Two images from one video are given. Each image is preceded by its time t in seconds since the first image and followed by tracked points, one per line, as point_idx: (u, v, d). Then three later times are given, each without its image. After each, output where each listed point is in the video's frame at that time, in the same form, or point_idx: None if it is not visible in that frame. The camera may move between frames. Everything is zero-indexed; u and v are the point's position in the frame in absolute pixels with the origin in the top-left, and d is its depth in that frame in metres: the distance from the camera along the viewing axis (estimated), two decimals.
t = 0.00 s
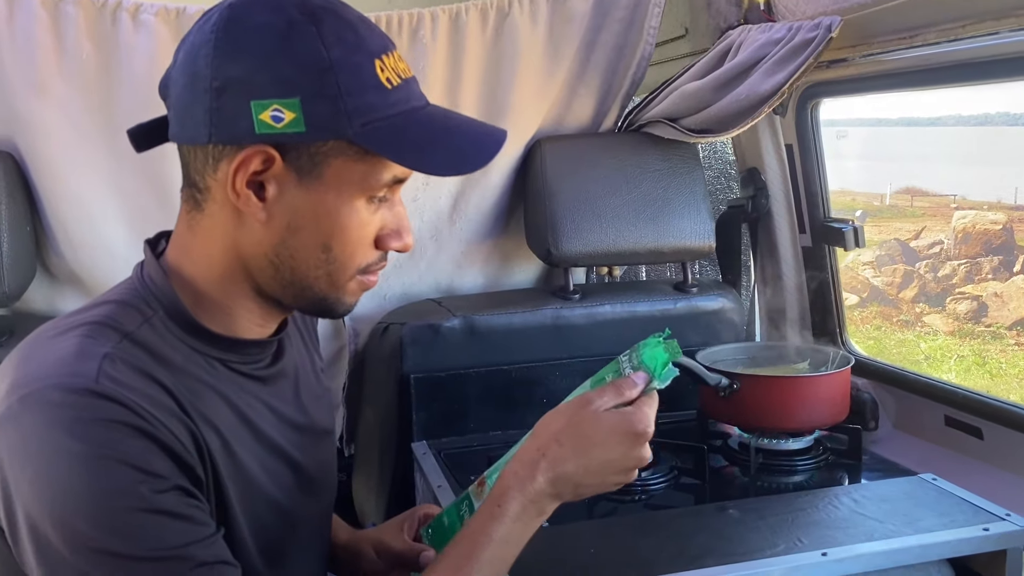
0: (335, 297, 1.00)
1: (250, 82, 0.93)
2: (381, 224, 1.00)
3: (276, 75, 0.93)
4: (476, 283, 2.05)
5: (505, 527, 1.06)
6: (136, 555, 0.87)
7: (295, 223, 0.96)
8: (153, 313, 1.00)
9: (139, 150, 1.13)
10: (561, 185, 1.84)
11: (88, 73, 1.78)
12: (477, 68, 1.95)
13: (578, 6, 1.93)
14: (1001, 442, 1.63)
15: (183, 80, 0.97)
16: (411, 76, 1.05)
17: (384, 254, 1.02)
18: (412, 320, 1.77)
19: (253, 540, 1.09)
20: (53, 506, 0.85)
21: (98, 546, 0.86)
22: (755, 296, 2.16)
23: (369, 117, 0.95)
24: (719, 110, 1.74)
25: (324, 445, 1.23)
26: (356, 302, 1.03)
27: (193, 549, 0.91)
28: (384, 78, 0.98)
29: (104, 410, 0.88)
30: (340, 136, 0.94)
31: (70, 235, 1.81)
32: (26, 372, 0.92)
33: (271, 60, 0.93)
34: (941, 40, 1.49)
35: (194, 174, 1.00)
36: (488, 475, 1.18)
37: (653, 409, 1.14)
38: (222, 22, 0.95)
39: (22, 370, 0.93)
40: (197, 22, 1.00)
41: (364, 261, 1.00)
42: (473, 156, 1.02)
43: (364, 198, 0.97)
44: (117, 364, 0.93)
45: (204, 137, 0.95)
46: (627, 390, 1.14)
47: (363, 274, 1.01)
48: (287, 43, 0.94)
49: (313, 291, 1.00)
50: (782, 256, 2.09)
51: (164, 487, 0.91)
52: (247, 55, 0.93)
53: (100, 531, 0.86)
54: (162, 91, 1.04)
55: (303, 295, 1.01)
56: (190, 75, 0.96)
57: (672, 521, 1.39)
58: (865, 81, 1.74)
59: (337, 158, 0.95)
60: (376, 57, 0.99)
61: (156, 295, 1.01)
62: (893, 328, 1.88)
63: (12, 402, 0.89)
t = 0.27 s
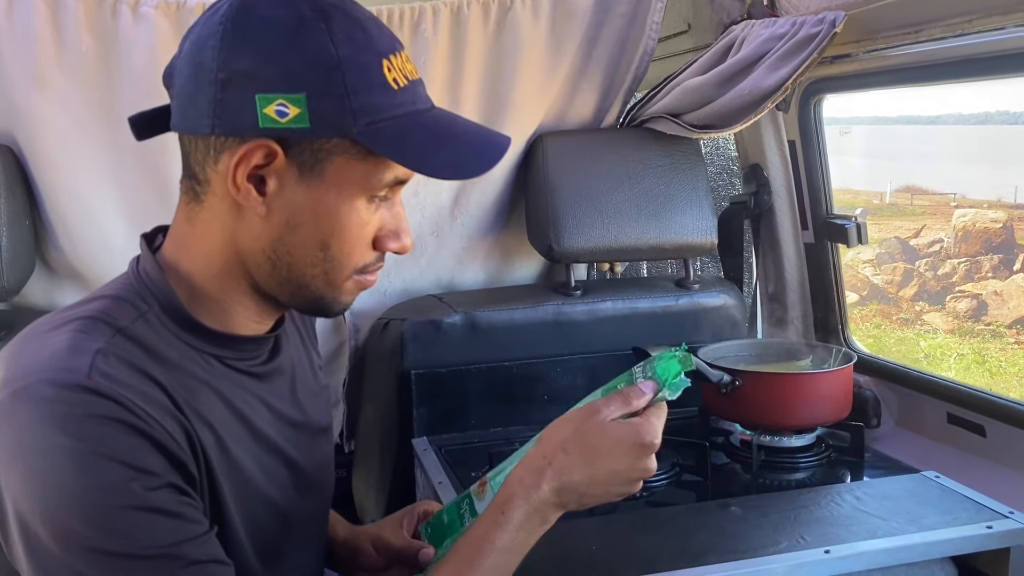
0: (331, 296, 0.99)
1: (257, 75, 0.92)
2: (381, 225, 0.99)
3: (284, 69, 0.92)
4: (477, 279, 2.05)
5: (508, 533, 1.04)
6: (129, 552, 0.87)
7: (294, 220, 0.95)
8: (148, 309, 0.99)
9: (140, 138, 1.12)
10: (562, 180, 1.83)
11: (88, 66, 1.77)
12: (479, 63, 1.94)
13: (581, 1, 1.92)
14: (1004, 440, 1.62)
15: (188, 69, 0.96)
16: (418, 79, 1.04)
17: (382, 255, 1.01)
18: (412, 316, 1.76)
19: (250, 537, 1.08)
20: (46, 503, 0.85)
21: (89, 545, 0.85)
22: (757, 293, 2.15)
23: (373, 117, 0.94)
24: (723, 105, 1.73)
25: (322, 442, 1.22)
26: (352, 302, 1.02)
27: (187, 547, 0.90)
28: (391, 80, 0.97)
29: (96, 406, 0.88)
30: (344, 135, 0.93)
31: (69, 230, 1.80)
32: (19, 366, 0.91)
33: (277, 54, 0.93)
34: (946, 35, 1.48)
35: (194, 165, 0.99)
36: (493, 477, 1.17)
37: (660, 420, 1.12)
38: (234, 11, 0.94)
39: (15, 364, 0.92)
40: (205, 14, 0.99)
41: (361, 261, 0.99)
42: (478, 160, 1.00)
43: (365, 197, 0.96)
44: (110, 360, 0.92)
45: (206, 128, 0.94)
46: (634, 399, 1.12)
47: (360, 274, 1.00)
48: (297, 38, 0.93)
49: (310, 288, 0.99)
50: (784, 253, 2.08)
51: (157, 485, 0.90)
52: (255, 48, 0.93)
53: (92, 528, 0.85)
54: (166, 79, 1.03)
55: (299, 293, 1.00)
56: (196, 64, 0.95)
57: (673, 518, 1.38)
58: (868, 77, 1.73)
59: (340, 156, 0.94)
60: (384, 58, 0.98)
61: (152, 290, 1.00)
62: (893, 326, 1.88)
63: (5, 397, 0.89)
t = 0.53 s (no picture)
0: (327, 294, 0.98)
1: (258, 68, 0.91)
2: (378, 222, 0.98)
3: (285, 63, 0.91)
4: (476, 275, 2.04)
5: (506, 532, 1.04)
6: (124, 551, 0.86)
7: (291, 215, 0.94)
8: (144, 304, 0.98)
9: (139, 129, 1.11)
10: (561, 175, 1.82)
11: (85, 59, 1.75)
12: (478, 58, 1.93)
13: None
14: (1004, 438, 1.62)
15: (189, 61, 0.95)
16: (422, 76, 1.03)
17: (379, 253, 1.00)
18: (411, 312, 1.75)
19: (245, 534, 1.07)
20: (37, 500, 0.84)
21: (84, 543, 0.84)
22: (757, 290, 2.14)
23: (373, 113, 0.93)
24: (724, 100, 1.72)
25: (318, 439, 1.21)
26: (348, 300, 1.01)
27: (182, 545, 0.89)
28: (394, 75, 0.96)
29: (89, 403, 0.87)
30: (344, 130, 0.92)
31: (66, 224, 1.79)
32: (12, 362, 0.91)
33: (278, 47, 0.92)
34: (950, 29, 1.47)
35: (191, 158, 0.98)
36: (494, 472, 1.16)
37: (664, 418, 1.10)
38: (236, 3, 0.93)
39: (9, 360, 0.91)
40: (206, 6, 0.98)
41: (358, 259, 0.97)
42: (478, 159, 0.99)
43: (363, 194, 0.95)
44: (104, 356, 0.91)
45: (204, 120, 0.93)
46: (636, 397, 1.10)
47: (357, 271, 0.98)
48: (299, 31, 0.92)
49: (306, 285, 0.97)
50: (785, 249, 2.07)
51: (151, 482, 0.89)
52: (256, 41, 0.92)
53: (85, 527, 0.84)
54: (166, 70, 1.02)
55: (295, 290, 0.98)
56: (195, 56, 0.94)
57: (673, 515, 1.38)
58: (871, 73, 1.72)
59: (340, 152, 0.93)
60: (386, 54, 0.97)
61: (147, 285, 0.99)
62: (892, 324, 1.87)
63: None
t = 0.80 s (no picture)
0: (334, 295, 0.98)
1: (275, 69, 0.91)
2: (387, 224, 0.98)
3: (302, 64, 0.91)
4: (477, 273, 2.03)
5: (506, 535, 1.03)
6: (125, 550, 0.86)
7: (301, 216, 0.94)
8: (147, 301, 0.98)
9: (149, 124, 1.10)
10: (561, 173, 1.82)
11: (85, 56, 1.75)
12: (479, 55, 1.92)
13: None
14: (1005, 437, 1.61)
15: (203, 62, 0.94)
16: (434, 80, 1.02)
17: (386, 255, 1.00)
18: (411, 309, 1.75)
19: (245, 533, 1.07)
20: (38, 498, 0.84)
21: (85, 543, 0.84)
22: (758, 288, 2.14)
23: (389, 117, 0.93)
24: (726, 98, 1.71)
25: (319, 437, 1.21)
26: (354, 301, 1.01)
27: (180, 546, 0.89)
28: (408, 80, 0.96)
29: (92, 402, 0.87)
30: (359, 134, 0.92)
31: (66, 222, 1.79)
32: (15, 359, 0.90)
33: (293, 48, 0.91)
34: (952, 27, 1.47)
35: (202, 156, 0.98)
36: (501, 468, 1.17)
37: (658, 425, 1.10)
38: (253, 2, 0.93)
39: (12, 357, 0.91)
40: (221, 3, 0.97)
41: (366, 261, 0.97)
42: (488, 165, 0.99)
43: (374, 197, 0.95)
44: (108, 354, 0.91)
45: (219, 118, 0.92)
46: (630, 402, 1.09)
47: (364, 273, 0.98)
48: (318, 32, 0.91)
49: (313, 286, 0.97)
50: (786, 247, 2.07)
51: (152, 481, 0.88)
52: (274, 40, 0.91)
53: (85, 526, 0.84)
54: (178, 67, 1.01)
55: (302, 291, 0.98)
56: (211, 53, 0.93)
57: (674, 514, 1.37)
58: (872, 71, 1.72)
59: (353, 155, 0.93)
60: (402, 58, 0.96)
61: (153, 284, 0.99)
62: (892, 322, 1.87)
63: None
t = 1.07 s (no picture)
0: (344, 293, 0.99)
1: (293, 69, 0.90)
2: (397, 224, 0.99)
3: (319, 65, 0.90)
4: (478, 271, 2.04)
5: (508, 532, 1.03)
6: (127, 549, 0.86)
7: (315, 216, 0.94)
8: (155, 299, 0.98)
9: (162, 122, 1.09)
10: (562, 171, 1.82)
11: (88, 54, 1.75)
12: (481, 54, 1.93)
13: None
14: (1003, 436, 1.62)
15: (219, 63, 0.93)
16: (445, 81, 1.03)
17: (394, 254, 1.01)
18: (413, 307, 1.75)
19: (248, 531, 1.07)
20: (41, 494, 0.84)
21: (91, 541, 0.84)
22: (758, 287, 2.16)
23: (404, 118, 0.93)
24: (727, 97, 1.72)
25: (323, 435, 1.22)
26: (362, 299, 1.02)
27: (181, 547, 0.90)
28: (422, 82, 0.96)
29: (99, 400, 0.87)
30: (374, 135, 0.92)
31: (69, 220, 1.79)
32: (21, 356, 0.90)
33: (309, 48, 0.90)
34: (954, 26, 1.47)
35: (214, 155, 0.97)
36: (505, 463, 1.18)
37: (653, 429, 1.11)
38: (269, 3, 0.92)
39: (19, 353, 0.91)
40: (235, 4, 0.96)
41: (375, 259, 0.98)
42: (497, 166, 0.99)
43: (386, 197, 0.96)
44: (115, 352, 0.91)
45: (234, 118, 0.92)
46: (623, 407, 1.09)
47: (372, 271, 0.99)
48: (334, 33, 0.91)
49: (323, 284, 0.98)
50: (787, 246, 2.07)
51: (156, 481, 0.89)
52: (291, 41, 0.90)
53: (89, 523, 0.84)
54: (191, 66, 1.00)
55: (313, 289, 0.99)
56: (226, 53, 0.93)
57: (676, 512, 1.38)
58: (874, 70, 1.72)
59: (368, 156, 0.93)
60: (415, 59, 0.97)
61: (162, 283, 0.99)
62: (893, 321, 1.87)
63: (6, 386, 0.88)
